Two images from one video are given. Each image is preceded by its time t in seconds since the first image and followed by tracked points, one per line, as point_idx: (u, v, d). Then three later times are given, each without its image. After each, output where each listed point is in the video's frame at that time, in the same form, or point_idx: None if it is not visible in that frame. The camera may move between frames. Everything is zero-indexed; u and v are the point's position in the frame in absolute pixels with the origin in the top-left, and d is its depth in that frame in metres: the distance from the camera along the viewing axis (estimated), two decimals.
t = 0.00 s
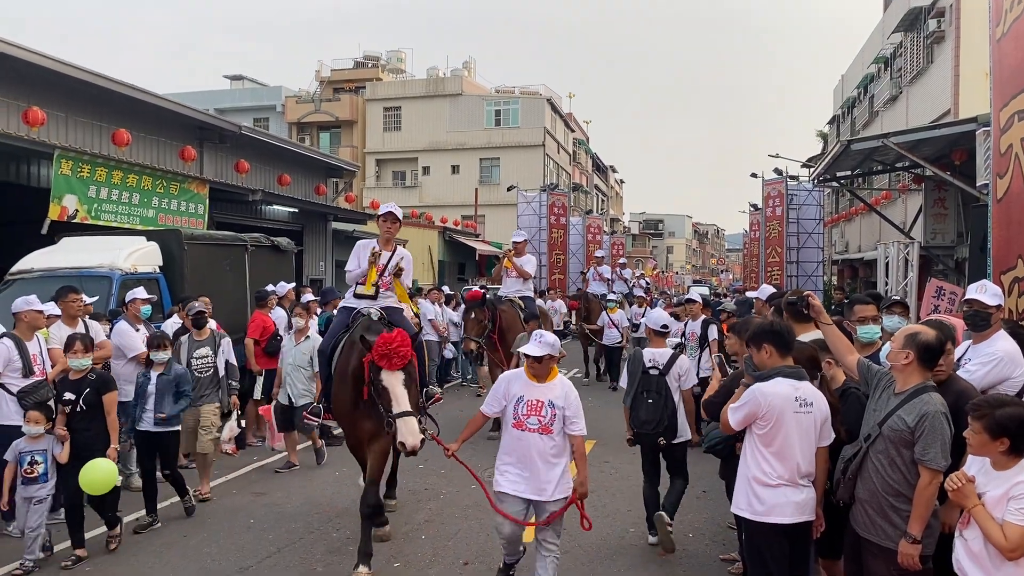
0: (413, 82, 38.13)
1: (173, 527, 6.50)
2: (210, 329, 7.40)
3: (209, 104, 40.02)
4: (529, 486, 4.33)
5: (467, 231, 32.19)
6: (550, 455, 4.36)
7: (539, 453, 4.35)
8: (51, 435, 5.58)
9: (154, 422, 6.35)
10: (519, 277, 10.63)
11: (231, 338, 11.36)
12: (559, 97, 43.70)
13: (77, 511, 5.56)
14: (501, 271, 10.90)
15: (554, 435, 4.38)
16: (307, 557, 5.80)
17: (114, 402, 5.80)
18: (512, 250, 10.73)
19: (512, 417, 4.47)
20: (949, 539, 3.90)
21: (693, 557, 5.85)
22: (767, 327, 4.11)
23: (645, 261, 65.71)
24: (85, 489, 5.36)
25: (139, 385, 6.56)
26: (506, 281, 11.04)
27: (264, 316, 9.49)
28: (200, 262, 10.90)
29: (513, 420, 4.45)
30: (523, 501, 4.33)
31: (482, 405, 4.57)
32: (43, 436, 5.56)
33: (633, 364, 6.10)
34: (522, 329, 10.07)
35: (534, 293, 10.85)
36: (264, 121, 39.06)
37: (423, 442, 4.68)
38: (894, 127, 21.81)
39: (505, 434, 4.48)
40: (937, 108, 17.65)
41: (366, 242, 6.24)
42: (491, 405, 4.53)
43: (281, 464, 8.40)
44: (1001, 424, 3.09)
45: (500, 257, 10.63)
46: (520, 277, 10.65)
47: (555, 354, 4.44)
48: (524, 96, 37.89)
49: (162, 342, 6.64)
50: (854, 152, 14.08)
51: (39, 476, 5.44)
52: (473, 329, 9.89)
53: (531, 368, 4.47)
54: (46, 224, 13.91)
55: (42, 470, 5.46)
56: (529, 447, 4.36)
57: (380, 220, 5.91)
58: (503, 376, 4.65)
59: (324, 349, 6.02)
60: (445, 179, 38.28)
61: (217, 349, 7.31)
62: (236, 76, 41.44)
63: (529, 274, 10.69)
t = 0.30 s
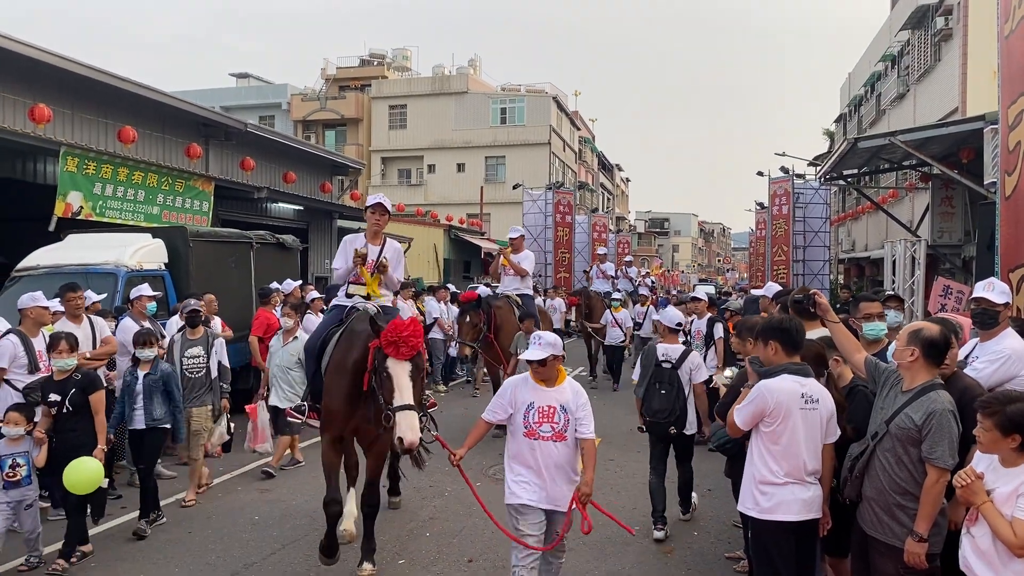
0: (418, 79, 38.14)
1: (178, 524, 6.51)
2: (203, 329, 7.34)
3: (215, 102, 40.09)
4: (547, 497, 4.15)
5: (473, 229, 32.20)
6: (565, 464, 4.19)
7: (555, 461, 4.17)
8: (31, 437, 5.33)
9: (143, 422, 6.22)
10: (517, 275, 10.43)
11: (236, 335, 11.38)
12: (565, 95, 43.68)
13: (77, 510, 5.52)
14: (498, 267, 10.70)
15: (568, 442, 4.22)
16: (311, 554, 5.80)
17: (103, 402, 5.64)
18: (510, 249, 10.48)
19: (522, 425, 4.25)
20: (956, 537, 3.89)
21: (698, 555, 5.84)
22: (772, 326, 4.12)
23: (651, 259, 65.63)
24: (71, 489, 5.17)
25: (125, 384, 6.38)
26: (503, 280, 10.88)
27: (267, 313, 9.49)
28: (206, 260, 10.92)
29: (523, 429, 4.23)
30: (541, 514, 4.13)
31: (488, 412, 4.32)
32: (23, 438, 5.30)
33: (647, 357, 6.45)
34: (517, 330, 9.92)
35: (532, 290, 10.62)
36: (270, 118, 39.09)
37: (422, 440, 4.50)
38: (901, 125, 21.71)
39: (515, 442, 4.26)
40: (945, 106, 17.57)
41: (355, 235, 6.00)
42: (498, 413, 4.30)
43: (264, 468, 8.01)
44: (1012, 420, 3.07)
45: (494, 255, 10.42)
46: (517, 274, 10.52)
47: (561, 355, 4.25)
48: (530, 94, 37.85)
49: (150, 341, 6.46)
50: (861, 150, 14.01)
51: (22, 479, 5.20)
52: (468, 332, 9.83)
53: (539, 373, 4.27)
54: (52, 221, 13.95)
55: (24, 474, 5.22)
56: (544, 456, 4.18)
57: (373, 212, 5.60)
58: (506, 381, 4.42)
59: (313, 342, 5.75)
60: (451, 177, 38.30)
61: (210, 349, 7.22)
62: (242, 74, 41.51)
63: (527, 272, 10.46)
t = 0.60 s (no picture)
0: (423, 78, 38.19)
1: (181, 522, 6.52)
2: (196, 327, 7.08)
3: (221, 101, 40.20)
4: (545, 511, 3.83)
5: (478, 228, 32.22)
6: (562, 472, 3.89)
7: (551, 471, 3.86)
8: (9, 440, 5.40)
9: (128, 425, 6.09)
10: (513, 272, 9.85)
11: (240, 333, 11.41)
12: (570, 94, 43.66)
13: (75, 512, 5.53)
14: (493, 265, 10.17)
15: (563, 449, 3.92)
16: (314, 552, 5.81)
17: (89, 407, 5.48)
18: (506, 244, 9.83)
19: (514, 432, 3.95)
20: (960, 536, 3.89)
21: (701, 554, 5.84)
22: (776, 324, 4.11)
23: (656, 258, 65.56)
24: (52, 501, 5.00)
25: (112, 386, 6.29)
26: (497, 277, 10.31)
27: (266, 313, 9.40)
28: (211, 258, 10.96)
29: (515, 436, 3.94)
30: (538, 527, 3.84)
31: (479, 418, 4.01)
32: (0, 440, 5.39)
33: (663, 352, 7.05)
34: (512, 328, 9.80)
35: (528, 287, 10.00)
36: (275, 117, 39.17)
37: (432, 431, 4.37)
38: (907, 124, 21.65)
39: (508, 451, 3.96)
40: (951, 105, 17.49)
41: (347, 225, 5.74)
42: (489, 420, 3.98)
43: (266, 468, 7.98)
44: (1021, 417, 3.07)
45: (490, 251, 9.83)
46: (514, 272, 9.87)
47: (554, 355, 3.98)
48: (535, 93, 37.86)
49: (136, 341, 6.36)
50: (866, 149, 13.98)
51: None
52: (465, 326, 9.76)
53: (529, 374, 3.98)
54: (58, 219, 14.00)
55: None
56: (538, 465, 3.88)
57: (362, 201, 5.46)
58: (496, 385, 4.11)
59: (301, 338, 5.70)
60: (455, 176, 38.33)
61: (203, 348, 7.03)
62: (247, 72, 41.60)
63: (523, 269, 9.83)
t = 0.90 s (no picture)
0: (427, 78, 38.23)
1: (184, 521, 6.54)
2: (181, 328, 6.92)
3: (225, 100, 40.29)
4: (534, 533, 3.61)
5: (481, 228, 32.24)
6: (553, 490, 3.66)
7: (538, 489, 3.66)
8: None
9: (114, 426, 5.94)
10: (507, 272, 9.91)
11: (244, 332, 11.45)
12: (573, 94, 43.71)
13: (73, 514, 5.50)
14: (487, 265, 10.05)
15: (557, 466, 3.69)
16: (318, 552, 5.80)
17: (75, 411, 5.29)
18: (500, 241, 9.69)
19: (506, 445, 3.79)
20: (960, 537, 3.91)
21: (704, 555, 5.85)
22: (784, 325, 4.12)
23: (659, 258, 65.54)
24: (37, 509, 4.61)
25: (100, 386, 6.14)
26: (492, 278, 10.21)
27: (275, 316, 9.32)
28: (215, 257, 11.00)
29: (506, 449, 3.78)
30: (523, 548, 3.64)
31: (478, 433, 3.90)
32: None
33: (666, 351, 7.24)
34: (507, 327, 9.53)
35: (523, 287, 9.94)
36: (278, 116, 39.22)
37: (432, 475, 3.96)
38: (911, 125, 21.62)
39: (500, 465, 3.80)
40: (955, 105, 17.46)
41: (338, 224, 5.46)
42: (486, 432, 3.88)
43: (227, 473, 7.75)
44: None
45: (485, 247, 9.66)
46: (508, 272, 9.99)
47: (555, 366, 3.75)
48: (538, 93, 37.88)
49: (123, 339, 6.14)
50: (870, 150, 13.97)
51: None
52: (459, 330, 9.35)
53: (528, 383, 3.78)
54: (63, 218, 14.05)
55: None
56: (526, 482, 3.69)
57: (355, 198, 5.18)
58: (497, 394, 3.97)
59: (291, 342, 5.33)
60: (459, 176, 38.36)
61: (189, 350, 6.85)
62: (251, 72, 41.68)
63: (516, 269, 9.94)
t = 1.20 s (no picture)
0: (429, 78, 38.23)
1: (185, 521, 6.55)
2: (163, 328, 6.83)
3: (227, 100, 40.28)
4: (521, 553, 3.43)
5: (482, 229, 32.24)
6: (546, 508, 3.46)
7: (531, 505, 3.48)
8: None
9: (95, 435, 5.86)
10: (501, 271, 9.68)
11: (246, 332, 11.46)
12: (575, 94, 43.78)
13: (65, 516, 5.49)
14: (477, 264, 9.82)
15: (553, 484, 3.47)
16: (319, 551, 5.82)
17: (43, 416, 5.21)
18: (492, 239, 9.64)
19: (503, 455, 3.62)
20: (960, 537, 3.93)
21: (705, 556, 5.85)
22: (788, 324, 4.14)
23: (661, 259, 65.54)
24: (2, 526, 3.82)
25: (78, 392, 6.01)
26: (482, 278, 10.06)
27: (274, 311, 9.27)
28: (216, 257, 11.02)
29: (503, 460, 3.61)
30: (514, 567, 3.46)
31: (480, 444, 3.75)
32: None
33: (665, 345, 7.61)
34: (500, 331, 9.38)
35: (515, 289, 9.89)
36: (280, 116, 39.20)
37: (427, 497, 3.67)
38: (913, 126, 21.60)
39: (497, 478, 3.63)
40: (957, 107, 17.46)
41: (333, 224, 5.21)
42: (488, 439, 3.72)
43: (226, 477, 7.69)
44: None
45: (478, 246, 9.59)
46: (500, 272, 9.76)
47: (561, 374, 3.55)
48: (540, 94, 37.89)
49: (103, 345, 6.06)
50: (872, 151, 13.96)
51: None
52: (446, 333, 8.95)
53: (531, 391, 3.59)
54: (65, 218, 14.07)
55: None
56: (523, 494, 3.51)
57: (349, 196, 4.98)
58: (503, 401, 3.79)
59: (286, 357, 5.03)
60: (460, 177, 38.37)
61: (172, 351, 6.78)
62: (253, 72, 41.73)
63: (508, 269, 9.76)
